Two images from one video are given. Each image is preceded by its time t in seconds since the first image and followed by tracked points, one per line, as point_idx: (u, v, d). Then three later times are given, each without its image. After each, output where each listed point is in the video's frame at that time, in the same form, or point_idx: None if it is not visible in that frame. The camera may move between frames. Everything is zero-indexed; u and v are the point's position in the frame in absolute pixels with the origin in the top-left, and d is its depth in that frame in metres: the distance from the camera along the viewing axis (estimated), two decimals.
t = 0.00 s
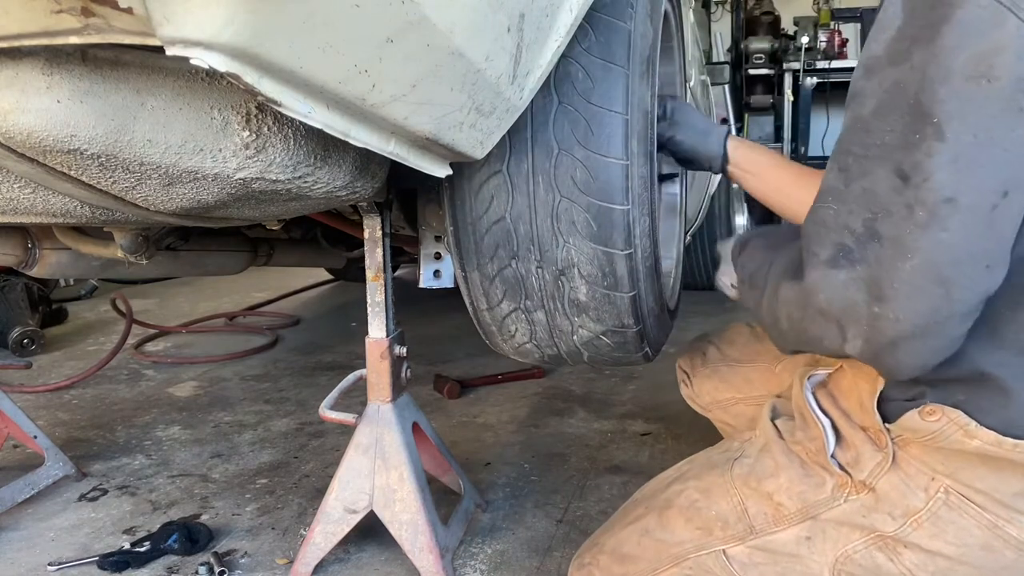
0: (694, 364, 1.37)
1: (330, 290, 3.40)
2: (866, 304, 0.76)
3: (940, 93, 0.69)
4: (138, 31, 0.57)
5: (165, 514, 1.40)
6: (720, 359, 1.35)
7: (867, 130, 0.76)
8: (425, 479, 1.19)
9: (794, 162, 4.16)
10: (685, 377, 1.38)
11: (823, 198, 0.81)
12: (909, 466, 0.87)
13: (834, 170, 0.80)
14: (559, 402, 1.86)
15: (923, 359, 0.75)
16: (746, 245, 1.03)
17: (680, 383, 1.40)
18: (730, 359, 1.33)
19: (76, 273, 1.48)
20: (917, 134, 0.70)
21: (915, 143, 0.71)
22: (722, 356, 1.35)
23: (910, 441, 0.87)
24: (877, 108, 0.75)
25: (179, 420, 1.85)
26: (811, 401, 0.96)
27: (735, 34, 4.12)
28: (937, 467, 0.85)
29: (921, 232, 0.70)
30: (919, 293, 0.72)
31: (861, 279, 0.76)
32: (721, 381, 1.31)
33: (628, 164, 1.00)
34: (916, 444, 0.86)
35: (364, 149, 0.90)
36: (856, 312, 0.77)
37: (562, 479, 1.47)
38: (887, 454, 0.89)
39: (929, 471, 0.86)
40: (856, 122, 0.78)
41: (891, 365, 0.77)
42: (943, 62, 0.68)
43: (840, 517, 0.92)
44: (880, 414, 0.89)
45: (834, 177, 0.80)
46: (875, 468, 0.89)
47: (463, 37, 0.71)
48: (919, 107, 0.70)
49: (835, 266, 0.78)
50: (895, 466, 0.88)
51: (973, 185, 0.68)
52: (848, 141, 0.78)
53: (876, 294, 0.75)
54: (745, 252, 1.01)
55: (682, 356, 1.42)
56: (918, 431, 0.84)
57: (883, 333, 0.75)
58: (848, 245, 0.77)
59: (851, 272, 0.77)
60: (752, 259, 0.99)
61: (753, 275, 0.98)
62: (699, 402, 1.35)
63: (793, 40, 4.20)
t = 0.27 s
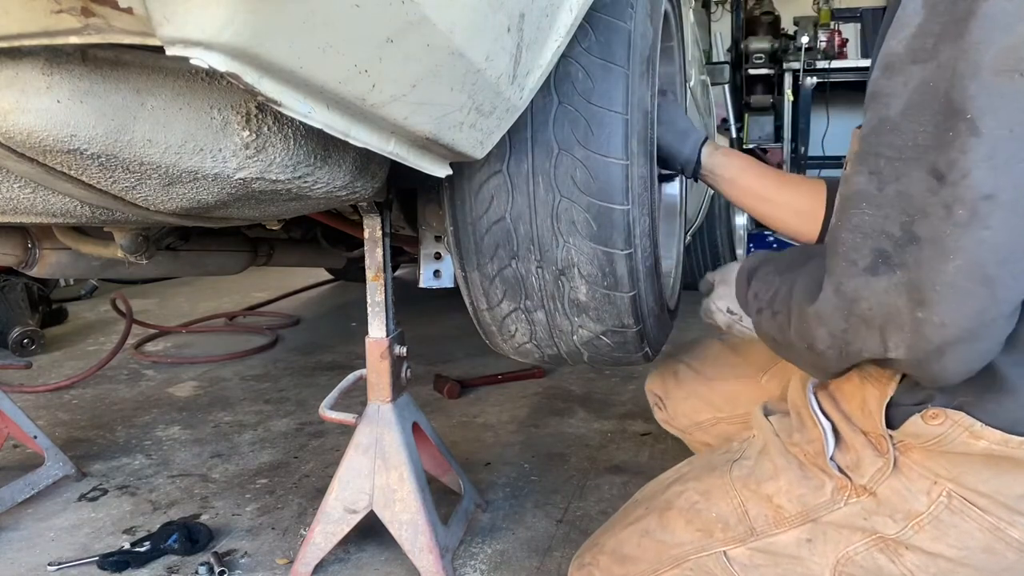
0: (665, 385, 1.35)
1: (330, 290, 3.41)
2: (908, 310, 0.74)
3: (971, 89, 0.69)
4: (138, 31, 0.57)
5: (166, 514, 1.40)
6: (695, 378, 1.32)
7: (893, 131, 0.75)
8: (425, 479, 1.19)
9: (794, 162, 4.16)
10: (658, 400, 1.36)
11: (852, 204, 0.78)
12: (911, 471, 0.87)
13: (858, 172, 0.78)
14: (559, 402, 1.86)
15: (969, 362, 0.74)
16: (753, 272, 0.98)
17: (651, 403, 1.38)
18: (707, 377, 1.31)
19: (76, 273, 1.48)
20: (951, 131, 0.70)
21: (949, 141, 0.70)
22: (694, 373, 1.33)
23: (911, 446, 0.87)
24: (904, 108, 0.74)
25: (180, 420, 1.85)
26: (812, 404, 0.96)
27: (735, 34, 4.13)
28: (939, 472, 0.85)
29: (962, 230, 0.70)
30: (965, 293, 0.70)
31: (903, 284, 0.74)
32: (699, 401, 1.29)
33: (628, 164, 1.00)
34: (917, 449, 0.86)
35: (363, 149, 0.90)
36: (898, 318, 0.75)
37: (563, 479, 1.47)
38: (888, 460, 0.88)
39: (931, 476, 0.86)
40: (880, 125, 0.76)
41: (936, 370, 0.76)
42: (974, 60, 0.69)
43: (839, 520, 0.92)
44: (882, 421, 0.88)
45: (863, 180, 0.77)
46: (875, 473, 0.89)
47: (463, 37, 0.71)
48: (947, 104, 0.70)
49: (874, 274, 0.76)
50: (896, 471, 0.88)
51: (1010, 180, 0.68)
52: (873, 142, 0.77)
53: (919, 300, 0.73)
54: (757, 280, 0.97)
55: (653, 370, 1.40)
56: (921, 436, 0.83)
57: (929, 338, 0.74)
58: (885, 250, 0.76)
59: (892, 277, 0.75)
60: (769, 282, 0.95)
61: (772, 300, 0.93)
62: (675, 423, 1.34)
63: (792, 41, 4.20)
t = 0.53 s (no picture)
0: (636, 407, 1.33)
1: (330, 290, 3.40)
2: (911, 293, 0.70)
3: (992, 71, 0.65)
4: (138, 30, 0.57)
5: (165, 514, 1.40)
6: (666, 397, 1.29)
7: (907, 113, 0.70)
8: (425, 479, 1.19)
9: (796, 161, 4.12)
10: (630, 423, 1.34)
11: (861, 182, 0.74)
12: (917, 475, 0.88)
13: (870, 153, 0.74)
14: (559, 402, 1.86)
15: (965, 347, 0.72)
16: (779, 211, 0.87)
17: (622, 428, 1.36)
18: (682, 396, 1.28)
19: (76, 273, 1.48)
20: (966, 114, 0.66)
21: (965, 123, 0.66)
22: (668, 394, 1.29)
23: (919, 449, 0.87)
24: (920, 89, 0.69)
25: (180, 420, 1.85)
26: (815, 407, 0.95)
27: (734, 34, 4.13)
28: (946, 477, 0.86)
29: (974, 215, 0.66)
30: (972, 277, 0.68)
31: (906, 265, 0.70)
32: (676, 421, 1.27)
33: (628, 164, 1.00)
34: (926, 452, 0.86)
35: (363, 148, 0.90)
36: (901, 304, 0.71)
37: (563, 479, 1.47)
38: (895, 464, 0.88)
39: (937, 480, 0.86)
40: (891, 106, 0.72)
41: (931, 352, 0.73)
42: (995, 42, 0.65)
43: (840, 527, 0.93)
44: (893, 423, 0.88)
45: (873, 161, 0.73)
46: (880, 476, 0.90)
47: (463, 37, 0.71)
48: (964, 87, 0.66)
49: (876, 251, 0.71)
50: (903, 474, 0.89)
51: None
52: (890, 123, 0.72)
53: (923, 281, 0.69)
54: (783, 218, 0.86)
55: (620, 390, 1.38)
56: (932, 439, 0.82)
57: (931, 322, 0.70)
58: (891, 229, 0.71)
59: (896, 257, 0.70)
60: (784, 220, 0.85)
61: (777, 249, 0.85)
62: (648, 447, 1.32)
63: (792, 40, 4.20)
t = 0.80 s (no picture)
0: (633, 391, 1.32)
1: (330, 290, 3.40)
2: (876, 284, 0.71)
3: (976, 70, 0.64)
4: (138, 30, 0.57)
5: (165, 514, 1.40)
6: (667, 382, 1.29)
7: (891, 107, 0.71)
8: (425, 480, 1.19)
9: (800, 162, 4.08)
10: (626, 407, 1.33)
11: (841, 172, 0.74)
12: (917, 477, 0.87)
13: (852, 145, 0.74)
14: (559, 402, 1.86)
15: (921, 339, 0.73)
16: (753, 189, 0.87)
17: (619, 411, 1.36)
18: (681, 384, 1.28)
19: (76, 273, 1.48)
20: (947, 113, 0.66)
21: (944, 121, 0.66)
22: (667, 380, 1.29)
23: (919, 451, 0.87)
24: (906, 85, 0.70)
25: (180, 420, 1.85)
26: (814, 407, 0.95)
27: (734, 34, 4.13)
28: (946, 480, 0.85)
29: (945, 214, 0.66)
30: (935, 274, 0.68)
31: (873, 256, 0.70)
32: (675, 407, 1.27)
33: (628, 165, 1.00)
34: (925, 455, 0.86)
35: (363, 148, 0.90)
36: (876, 301, 0.71)
37: (563, 479, 1.47)
38: (895, 466, 0.88)
39: (937, 483, 0.86)
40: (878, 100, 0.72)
41: (889, 343, 0.74)
42: (981, 41, 0.64)
43: (838, 529, 0.93)
44: (893, 425, 0.87)
45: (853, 153, 0.74)
46: (880, 478, 0.89)
47: (463, 37, 0.71)
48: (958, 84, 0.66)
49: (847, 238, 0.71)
50: (902, 476, 0.88)
51: (999, 170, 0.65)
52: (872, 116, 0.72)
53: (888, 273, 0.70)
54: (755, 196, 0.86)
55: (618, 372, 1.36)
56: (933, 442, 0.83)
57: (890, 314, 0.71)
58: (862, 219, 0.71)
59: (865, 247, 0.71)
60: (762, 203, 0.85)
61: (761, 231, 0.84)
62: (645, 431, 1.32)
63: (792, 40, 4.20)
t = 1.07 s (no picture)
0: (629, 386, 1.32)
1: (330, 291, 3.40)
2: (886, 288, 0.71)
3: (987, 76, 0.65)
4: (138, 30, 0.57)
5: (165, 514, 1.40)
6: (662, 379, 1.28)
7: (902, 111, 0.70)
8: (425, 479, 1.19)
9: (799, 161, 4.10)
10: (622, 403, 1.33)
11: (850, 174, 0.74)
12: (908, 464, 0.87)
13: (861, 147, 0.74)
14: (559, 402, 1.86)
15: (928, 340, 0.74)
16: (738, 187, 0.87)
17: (614, 408, 1.35)
18: (677, 380, 1.27)
19: (76, 273, 1.48)
20: (959, 117, 0.66)
21: (956, 126, 0.66)
22: (663, 376, 1.28)
23: (909, 439, 0.86)
24: (916, 89, 0.69)
25: (180, 420, 1.85)
26: (805, 398, 0.94)
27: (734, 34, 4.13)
28: (937, 465, 0.85)
29: (957, 219, 0.67)
30: (945, 277, 0.69)
31: (885, 261, 0.70)
32: (670, 403, 1.27)
33: (625, 169, 1.00)
34: (916, 442, 0.86)
35: (363, 148, 0.90)
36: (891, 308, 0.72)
37: (562, 479, 1.47)
38: (886, 454, 0.88)
39: (927, 469, 0.86)
40: (886, 103, 0.72)
41: (898, 346, 0.75)
42: (993, 47, 0.65)
43: (832, 517, 0.93)
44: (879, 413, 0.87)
45: (862, 156, 0.73)
46: (872, 466, 0.89)
47: (463, 37, 0.71)
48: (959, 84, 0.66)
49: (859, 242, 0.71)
50: (893, 465, 0.88)
51: (1010, 175, 0.66)
52: (883, 119, 0.72)
53: (899, 277, 0.70)
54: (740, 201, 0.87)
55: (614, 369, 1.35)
56: (926, 429, 0.83)
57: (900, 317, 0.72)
58: (873, 223, 0.71)
59: (876, 251, 0.70)
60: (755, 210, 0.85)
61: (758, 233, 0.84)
62: (641, 427, 1.32)
63: (793, 40, 4.19)
